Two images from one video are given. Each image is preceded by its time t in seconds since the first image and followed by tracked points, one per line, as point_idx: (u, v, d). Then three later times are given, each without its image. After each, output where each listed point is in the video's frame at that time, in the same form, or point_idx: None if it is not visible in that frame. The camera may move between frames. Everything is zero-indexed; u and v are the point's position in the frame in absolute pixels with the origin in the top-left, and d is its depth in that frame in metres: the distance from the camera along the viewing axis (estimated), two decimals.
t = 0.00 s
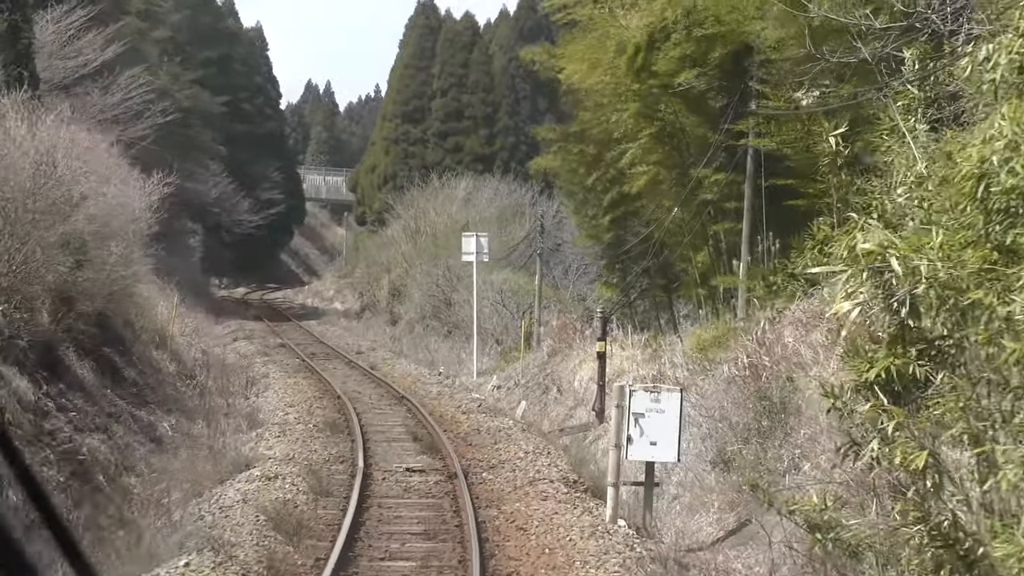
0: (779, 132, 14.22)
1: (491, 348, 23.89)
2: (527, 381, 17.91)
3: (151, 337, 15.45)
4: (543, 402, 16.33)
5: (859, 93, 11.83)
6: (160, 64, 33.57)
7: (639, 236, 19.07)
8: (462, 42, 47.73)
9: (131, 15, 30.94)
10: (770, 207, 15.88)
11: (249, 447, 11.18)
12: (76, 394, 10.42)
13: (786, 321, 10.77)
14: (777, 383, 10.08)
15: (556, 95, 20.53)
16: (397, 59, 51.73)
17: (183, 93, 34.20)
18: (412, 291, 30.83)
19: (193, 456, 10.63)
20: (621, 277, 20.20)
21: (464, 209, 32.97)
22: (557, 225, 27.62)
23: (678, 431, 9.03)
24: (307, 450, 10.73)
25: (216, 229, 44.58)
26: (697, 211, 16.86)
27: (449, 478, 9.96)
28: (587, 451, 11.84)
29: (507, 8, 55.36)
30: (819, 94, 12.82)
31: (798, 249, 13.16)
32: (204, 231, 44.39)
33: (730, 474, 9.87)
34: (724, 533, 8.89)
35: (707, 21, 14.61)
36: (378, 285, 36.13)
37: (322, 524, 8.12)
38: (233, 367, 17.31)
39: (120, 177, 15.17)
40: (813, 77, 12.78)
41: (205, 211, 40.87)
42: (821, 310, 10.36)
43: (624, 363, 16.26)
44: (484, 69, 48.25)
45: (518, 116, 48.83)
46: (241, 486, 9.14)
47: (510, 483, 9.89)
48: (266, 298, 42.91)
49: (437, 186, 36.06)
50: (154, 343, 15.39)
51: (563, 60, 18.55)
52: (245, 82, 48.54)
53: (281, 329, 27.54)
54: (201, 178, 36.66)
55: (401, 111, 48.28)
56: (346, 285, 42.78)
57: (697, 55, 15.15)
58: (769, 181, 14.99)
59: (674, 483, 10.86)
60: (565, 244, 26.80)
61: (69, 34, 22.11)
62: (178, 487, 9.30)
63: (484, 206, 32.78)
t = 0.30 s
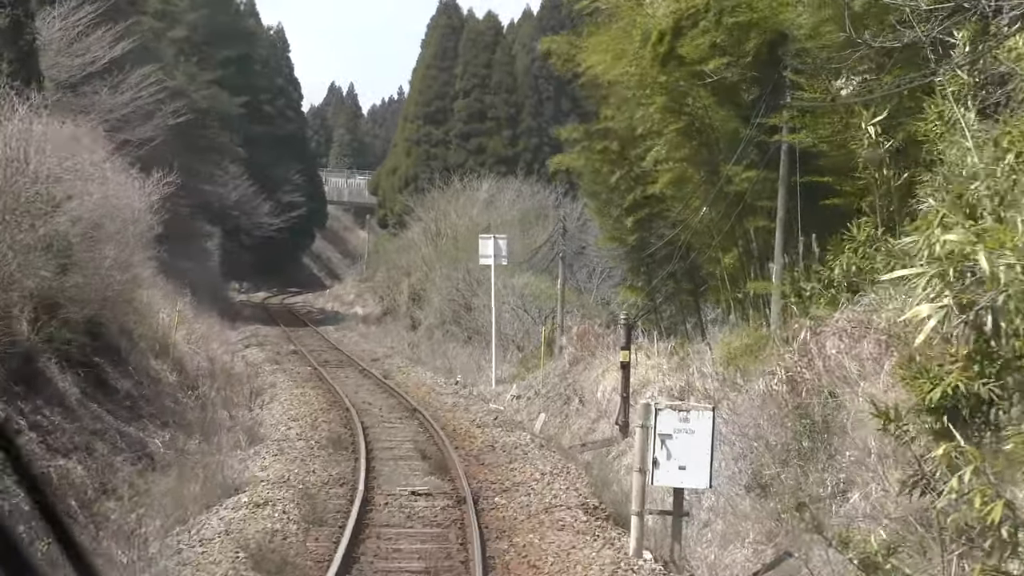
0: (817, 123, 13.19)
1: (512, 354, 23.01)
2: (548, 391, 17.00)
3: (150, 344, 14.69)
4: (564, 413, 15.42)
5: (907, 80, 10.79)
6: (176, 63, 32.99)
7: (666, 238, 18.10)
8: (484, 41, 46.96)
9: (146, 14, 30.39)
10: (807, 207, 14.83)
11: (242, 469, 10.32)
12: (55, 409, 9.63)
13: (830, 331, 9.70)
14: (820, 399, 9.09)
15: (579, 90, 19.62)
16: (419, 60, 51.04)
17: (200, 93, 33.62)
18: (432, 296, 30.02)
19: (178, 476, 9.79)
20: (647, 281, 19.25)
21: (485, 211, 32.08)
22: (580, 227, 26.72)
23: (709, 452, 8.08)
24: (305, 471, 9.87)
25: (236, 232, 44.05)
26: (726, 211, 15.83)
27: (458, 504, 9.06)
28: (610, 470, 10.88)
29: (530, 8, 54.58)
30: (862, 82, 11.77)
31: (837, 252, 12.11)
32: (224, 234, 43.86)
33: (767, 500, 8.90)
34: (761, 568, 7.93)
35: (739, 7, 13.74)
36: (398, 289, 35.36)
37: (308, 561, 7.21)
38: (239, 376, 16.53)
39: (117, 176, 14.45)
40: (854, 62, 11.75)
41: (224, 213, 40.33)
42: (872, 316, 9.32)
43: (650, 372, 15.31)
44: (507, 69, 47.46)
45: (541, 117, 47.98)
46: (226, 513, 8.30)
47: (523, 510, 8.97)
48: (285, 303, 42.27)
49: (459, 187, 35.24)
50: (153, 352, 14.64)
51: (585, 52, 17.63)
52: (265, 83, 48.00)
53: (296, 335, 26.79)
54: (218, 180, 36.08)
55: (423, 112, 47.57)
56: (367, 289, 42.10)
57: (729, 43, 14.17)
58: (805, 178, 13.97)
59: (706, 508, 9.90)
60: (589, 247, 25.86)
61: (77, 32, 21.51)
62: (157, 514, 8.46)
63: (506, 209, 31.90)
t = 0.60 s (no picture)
0: (853, 113, 12.18)
1: (530, 360, 22.18)
2: (565, 400, 16.17)
3: (145, 354, 13.94)
4: (583, 425, 14.57)
5: (953, 60, 9.82)
6: (188, 64, 32.35)
7: (689, 238, 17.18)
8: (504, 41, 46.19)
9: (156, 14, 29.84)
10: (841, 203, 13.86)
11: (228, 492, 9.49)
12: (22, 426, 8.84)
13: (872, 339, 8.75)
14: (862, 416, 8.13)
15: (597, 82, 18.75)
16: (438, 60, 50.33)
17: (213, 95, 32.97)
18: (449, 300, 29.25)
19: (157, 501, 9.02)
20: (669, 284, 18.32)
21: (504, 212, 31.19)
22: (601, 228, 25.87)
23: (740, 476, 7.14)
24: (296, 494, 9.06)
25: (252, 236, 43.49)
26: (753, 209, 14.88)
27: (461, 532, 8.20)
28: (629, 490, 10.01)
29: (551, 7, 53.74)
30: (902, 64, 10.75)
31: (877, 252, 11.15)
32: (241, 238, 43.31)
33: (808, 528, 8.03)
34: None
35: None
36: (415, 293, 34.64)
37: None
38: (241, 387, 15.80)
39: (108, 177, 13.68)
40: (894, 44, 10.82)
41: (240, 217, 39.75)
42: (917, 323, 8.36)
43: (673, 381, 14.44)
44: (527, 69, 46.64)
45: (562, 117, 47.13)
46: (201, 548, 7.51)
47: (533, 540, 8.09)
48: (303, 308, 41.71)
49: (478, 188, 34.45)
50: (148, 362, 13.93)
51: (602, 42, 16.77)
52: (282, 85, 47.50)
53: (310, 341, 26.12)
54: (233, 184, 35.55)
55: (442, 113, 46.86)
56: (385, 293, 41.43)
57: (756, 28, 13.31)
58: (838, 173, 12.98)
59: (734, 533, 9.00)
60: (610, 249, 25.00)
61: (79, 30, 20.90)
62: (126, 549, 7.64)
63: (525, 210, 31.01)
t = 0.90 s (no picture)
0: (891, 104, 11.24)
1: (546, 368, 21.31)
2: (581, 411, 15.30)
3: (134, 362, 13.16)
4: (600, 439, 13.69)
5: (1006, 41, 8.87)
6: (198, 64, 31.74)
7: (712, 240, 16.25)
8: (522, 40, 45.30)
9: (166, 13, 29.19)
10: (876, 202, 12.91)
11: (208, 518, 8.68)
12: None
13: (921, 352, 7.83)
14: (911, 439, 7.20)
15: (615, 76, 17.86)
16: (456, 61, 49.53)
17: (224, 95, 32.33)
18: (464, 304, 28.43)
19: (129, 528, 8.23)
20: (691, 289, 17.40)
21: (522, 214, 30.28)
22: (621, 231, 24.94)
23: (776, 510, 6.24)
24: (278, 522, 8.23)
25: (267, 239, 42.88)
26: (781, 208, 13.94)
27: (458, 567, 7.34)
28: (649, 515, 9.11)
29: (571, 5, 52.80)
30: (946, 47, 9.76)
31: (920, 254, 10.20)
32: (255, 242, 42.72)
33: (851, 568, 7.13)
34: None
35: None
36: (431, 298, 33.84)
37: None
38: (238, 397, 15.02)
39: (94, 175, 12.92)
40: (937, 26, 9.88)
41: (254, 221, 39.14)
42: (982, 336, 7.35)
43: (696, 393, 13.53)
44: (546, 69, 45.72)
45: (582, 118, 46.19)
46: None
47: None
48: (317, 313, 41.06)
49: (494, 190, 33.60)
50: (139, 372, 13.17)
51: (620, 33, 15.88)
52: (297, 87, 46.87)
53: (320, 347, 25.37)
54: (245, 186, 34.91)
55: (459, 114, 46.06)
56: (400, 298, 40.65)
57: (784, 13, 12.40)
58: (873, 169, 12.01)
59: (765, 568, 8.04)
60: (630, 252, 24.08)
61: (80, 25, 20.21)
62: None
63: (543, 212, 30.06)
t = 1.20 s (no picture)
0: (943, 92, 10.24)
1: (570, 375, 20.39)
2: (605, 423, 14.38)
3: (130, 369, 12.41)
4: (626, 454, 12.76)
5: None
6: (217, 62, 31.16)
7: (745, 242, 15.24)
8: (549, 39, 44.35)
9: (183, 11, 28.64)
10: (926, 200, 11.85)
11: (187, 549, 7.85)
12: None
13: (991, 369, 6.84)
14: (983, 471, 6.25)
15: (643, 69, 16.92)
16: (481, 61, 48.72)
17: (244, 94, 31.72)
18: (486, 308, 27.58)
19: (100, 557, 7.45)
20: (723, 293, 16.41)
21: (547, 216, 29.37)
22: (649, 233, 23.95)
23: (832, 557, 5.47)
24: (261, 558, 7.38)
25: (289, 241, 42.31)
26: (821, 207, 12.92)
27: None
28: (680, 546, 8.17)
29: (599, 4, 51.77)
30: (1005, 27, 8.69)
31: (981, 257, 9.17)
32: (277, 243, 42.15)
33: None
34: None
35: None
36: (453, 301, 33.02)
37: None
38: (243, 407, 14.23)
39: (87, 171, 12.19)
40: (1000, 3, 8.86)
41: (275, 222, 38.55)
42: None
43: (729, 405, 12.57)
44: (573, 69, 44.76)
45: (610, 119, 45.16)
46: None
47: None
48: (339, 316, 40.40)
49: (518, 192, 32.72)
50: (136, 380, 12.42)
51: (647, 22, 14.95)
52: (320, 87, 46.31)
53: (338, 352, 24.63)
54: (266, 187, 34.30)
55: (483, 114, 45.24)
56: (423, 301, 39.89)
57: None
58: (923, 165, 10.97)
59: None
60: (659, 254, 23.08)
61: (89, 19, 19.61)
62: None
63: (568, 213, 29.10)
